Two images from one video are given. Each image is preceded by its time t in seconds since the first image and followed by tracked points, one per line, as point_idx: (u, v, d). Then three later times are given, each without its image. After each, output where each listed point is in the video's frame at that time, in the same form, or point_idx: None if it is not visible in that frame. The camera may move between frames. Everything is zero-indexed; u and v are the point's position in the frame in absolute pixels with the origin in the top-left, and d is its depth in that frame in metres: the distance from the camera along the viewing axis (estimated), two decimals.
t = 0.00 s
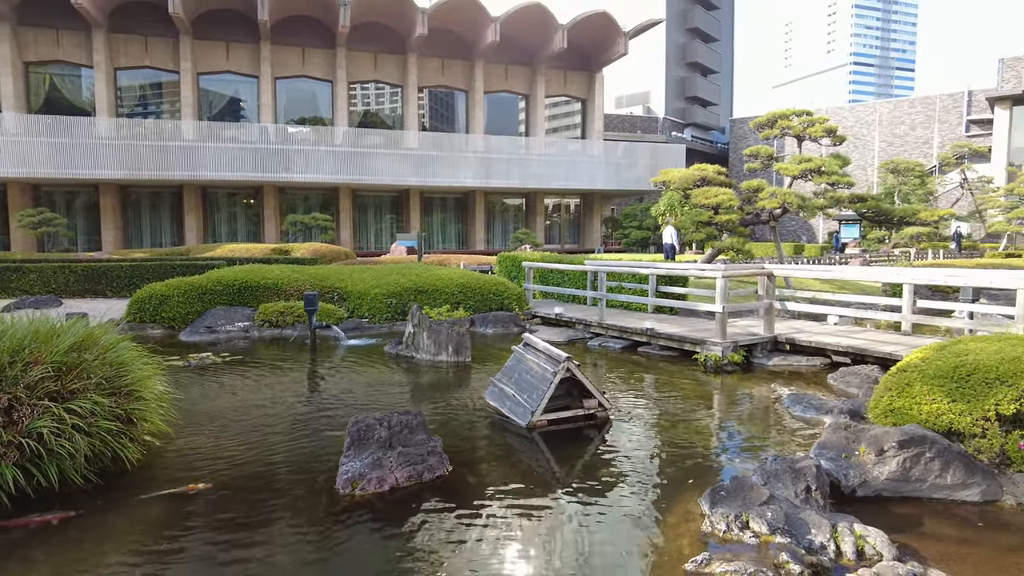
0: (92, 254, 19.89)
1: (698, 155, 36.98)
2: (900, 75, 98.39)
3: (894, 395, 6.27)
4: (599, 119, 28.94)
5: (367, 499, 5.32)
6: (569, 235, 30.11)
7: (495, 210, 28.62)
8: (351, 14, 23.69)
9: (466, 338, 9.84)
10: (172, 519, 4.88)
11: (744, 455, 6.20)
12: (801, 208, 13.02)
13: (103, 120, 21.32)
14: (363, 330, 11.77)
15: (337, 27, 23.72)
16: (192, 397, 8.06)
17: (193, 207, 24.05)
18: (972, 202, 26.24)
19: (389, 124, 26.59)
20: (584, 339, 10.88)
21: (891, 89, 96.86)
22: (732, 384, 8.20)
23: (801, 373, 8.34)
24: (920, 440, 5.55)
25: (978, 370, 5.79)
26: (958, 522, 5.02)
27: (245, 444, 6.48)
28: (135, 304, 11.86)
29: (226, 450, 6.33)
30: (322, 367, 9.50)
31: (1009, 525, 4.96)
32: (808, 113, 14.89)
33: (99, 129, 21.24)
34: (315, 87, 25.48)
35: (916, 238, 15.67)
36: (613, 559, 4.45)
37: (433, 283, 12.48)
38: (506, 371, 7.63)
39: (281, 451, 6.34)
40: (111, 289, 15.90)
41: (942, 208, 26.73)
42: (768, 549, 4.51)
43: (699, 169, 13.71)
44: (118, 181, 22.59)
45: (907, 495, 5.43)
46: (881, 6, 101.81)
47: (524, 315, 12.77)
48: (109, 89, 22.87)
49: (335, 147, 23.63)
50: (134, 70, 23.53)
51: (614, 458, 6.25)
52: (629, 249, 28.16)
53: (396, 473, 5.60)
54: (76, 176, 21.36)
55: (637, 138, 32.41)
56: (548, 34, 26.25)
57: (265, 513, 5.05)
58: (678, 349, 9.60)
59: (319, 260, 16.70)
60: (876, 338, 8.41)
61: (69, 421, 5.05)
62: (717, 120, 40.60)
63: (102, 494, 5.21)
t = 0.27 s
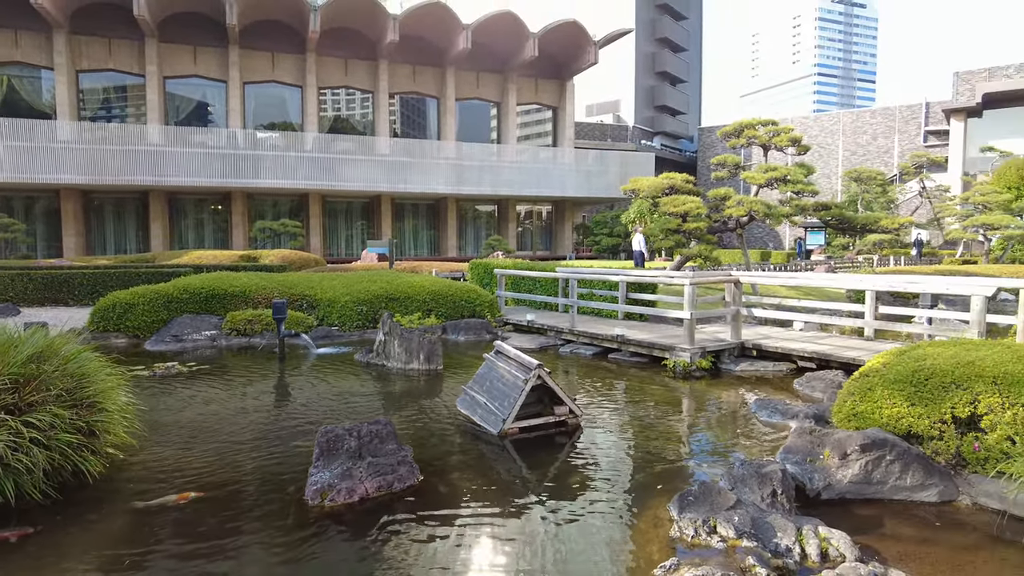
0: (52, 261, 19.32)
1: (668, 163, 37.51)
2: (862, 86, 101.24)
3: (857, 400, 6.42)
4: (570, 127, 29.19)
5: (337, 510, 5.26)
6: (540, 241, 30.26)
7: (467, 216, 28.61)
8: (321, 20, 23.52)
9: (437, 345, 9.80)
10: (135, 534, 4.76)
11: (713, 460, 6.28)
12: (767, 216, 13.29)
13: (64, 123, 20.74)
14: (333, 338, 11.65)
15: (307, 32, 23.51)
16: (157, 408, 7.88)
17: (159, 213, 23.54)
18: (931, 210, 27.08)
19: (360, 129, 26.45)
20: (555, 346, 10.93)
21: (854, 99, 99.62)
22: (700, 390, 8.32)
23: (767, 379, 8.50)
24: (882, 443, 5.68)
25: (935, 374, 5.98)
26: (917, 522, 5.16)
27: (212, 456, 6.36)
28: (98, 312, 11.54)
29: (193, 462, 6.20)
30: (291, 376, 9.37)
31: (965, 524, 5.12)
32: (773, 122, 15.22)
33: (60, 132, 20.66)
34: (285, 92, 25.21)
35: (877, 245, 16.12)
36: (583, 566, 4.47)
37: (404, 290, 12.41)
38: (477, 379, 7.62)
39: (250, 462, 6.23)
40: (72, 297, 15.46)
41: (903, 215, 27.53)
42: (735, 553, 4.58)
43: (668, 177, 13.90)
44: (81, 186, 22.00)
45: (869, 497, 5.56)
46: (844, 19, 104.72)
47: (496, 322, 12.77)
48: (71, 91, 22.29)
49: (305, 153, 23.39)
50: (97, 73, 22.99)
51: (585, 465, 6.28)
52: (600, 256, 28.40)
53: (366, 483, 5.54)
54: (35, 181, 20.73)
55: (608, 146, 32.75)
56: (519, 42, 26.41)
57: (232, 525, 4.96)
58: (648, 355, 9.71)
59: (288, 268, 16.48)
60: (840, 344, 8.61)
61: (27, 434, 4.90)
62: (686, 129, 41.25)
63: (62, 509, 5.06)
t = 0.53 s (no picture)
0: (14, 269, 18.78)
1: (641, 172, 37.94)
2: (829, 98, 103.78)
3: (825, 404, 6.48)
4: (545, 135, 29.39)
5: (308, 520, 5.18)
6: (515, 249, 30.33)
7: (441, 224, 28.56)
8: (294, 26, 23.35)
9: (411, 353, 9.73)
10: (97, 548, 4.63)
11: (685, 465, 6.34)
12: (737, 224, 13.50)
13: (27, 127, 20.20)
14: (305, 346, 11.53)
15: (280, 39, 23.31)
16: (122, 419, 7.69)
17: (127, 220, 23.06)
18: (896, 218, 27.78)
19: (333, 136, 26.29)
20: (530, 353, 10.94)
21: (822, 111, 102.05)
22: (673, 395, 8.40)
23: (738, 384, 8.61)
24: (849, 446, 5.74)
25: (899, 379, 6.09)
26: (884, 523, 5.27)
27: (180, 467, 6.23)
28: (61, 320, 11.24)
29: (160, 473, 6.06)
30: (262, 385, 9.22)
31: (929, 525, 5.23)
32: (743, 132, 15.48)
33: (23, 136, 20.12)
34: (257, 98, 24.95)
35: (845, 252, 16.48)
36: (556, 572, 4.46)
37: (378, 298, 12.32)
38: (451, 387, 7.59)
39: (219, 473, 6.12)
40: (35, 305, 15.03)
41: (870, 224, 28.20)
42: (706, 557, 4.61)
43: (640, 186, 14.05)
44: (45, 192, 21.45)
45: (837, 499, 5.65)
46: (812, 32, 107.31)
47: (470, 329, 12.74)
48: (36, 95, 21.76)
49: (277, 159, 23.16)
50: (63, 76, 22.49)
51: (558, 471, 6.28)
52: (575, 263, 28.55)
53: (337, 493, 5.47)
54: None
55: (582, 155, 33.01)
56: (493, 51, 26.53)
57: (199, 538, 4.85)
58: (621, 362, 9.78)
59: (260, 275, 16.25)
60: (808, 349, 8.76)
61: None
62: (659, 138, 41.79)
63: (21, 524, 4.90)
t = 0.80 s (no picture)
0: None
1: (615, 178, 38.27)
2: (799, 107, 105.96)
3: (795, 408, 6.55)
4: (520, 142, 29.52)
5: (279, 530, 5.11)
6: (491, 254, 30.35)
7: (417, 229, 28.45)
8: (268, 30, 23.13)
9: (385, 360, 9.67)
10: (58, 563, 4.49)
11: (658, 469, 6.38)
12: (709, 230, 13.67)
13: None
14: (277, 353, 11.40)
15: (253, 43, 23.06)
16: (87, 429, 7.50)
17: (95, 225, 22.56)
18: (864, 225, 28.41)
19: (307, 141, 25.96)
20: (505, 359, 10.94)
21: (792, 120, 104.15)
22: (646, 400, 8.47)
23: (710, 389, 8.71)
24: (818, 449, 5.82)
25: (866, 382, 6.20)
26: (851, 524, 5.37)
27: (148, 477, 6.10)
28: (25, 328, 10.93)
29: (126, 484, 5.93)
30: (233, 393, 9.08)
31: (895, 525, 5.35)
32: (714, 140, 15.71)
33: None
34: (229, 102, 24.64)
35: (816, 259, 16.73)
36: None
37: (351, 304, 12.21)
38: (425, 394, 7.55)
39: (188, 483, 6.01)
40: None
41: (839, 230, 28.79)
42: (678, 561, 4.65)
43: (614, 193, 14.18)
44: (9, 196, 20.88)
45: (806, 502, 5.75)
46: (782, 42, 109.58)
47: (445, 335, 12.71)
48: None
49: (250, 164, 22.88)
50: (27, 77, 21.93)
51: (533, 477, 6.28)
52: (550, 269, 28.66)
53: (308, 502, 5.40)
54: None
55: (557, 161, 33.19)
56: (468, 57, 26.57)
57: (166, 550, 4.75)
58: (595, 367, 9.83)
59: (231, 281, 15.99)
60: (779, 354, 8.90)
61: None
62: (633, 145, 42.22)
63: None
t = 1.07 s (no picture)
0: None
1: (590, 185, 38.57)
2: (770, 116, 108.05)
3: (763, 412, 6.64)
4: (494, 148, 29.60)
5: (248, 540, 5.03)
6: (466, 260, 30.32)
7: (391, 235, 28.30)
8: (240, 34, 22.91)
9: (357, 367, 9.59)
10: None
11: (630, 474, 6.43)
12: (680, 237, 13.85)
13: None
14: (247, 360, 11.23)
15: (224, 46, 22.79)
16: (48, 439, 7.30)
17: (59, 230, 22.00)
18: (833, 232, 29.00)
19: (279, 146, 25.71)
20: (478, 365, 10.93)
21: (763, 128, 106.12)
22: (618, 405, 8.53)
23: (681, 394, 8.80)
24: (786, 452, 5.94)
25: (832, 387, 6.32)
26: (819, 526, 5.46)
27: (111, 488, 5.97)
28: None
29: (89, 495, 5.79)
30: (201, 401, 8.93)
31: (861, 526, 5.46)
32: (685, 148, 15.93)
33: None
34: (200, 106, 24.28)
35: (785, 265, 17.04)
36: None
37: (323, 310, 12.09)
38: (397, 401, 7.52)
39: (154, 493, 5.89)
40: None
41: (808, 237, 29.36)
42: (648, 565, 4.70)
43: (587, 200, 14.29)
44: None
45: (775, 504, 5.84)
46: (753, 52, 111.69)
47: (419, 342, 12.66)
48: None
49: (221, 169, 22.57)
50: None
51: (506, 484, 6.28)
52: (525, 275, 28.72)
53: (278, 511, 5.33)
54: None
55: (531, 168, 33.34)
56: (442, 63, 26.60)
57: (129, 562, 4.64)
58: (568, 373, 9.88)
59: (200, 287, 15.72)
60: (748, 358, 9.04)
61: None
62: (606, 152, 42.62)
63: None
